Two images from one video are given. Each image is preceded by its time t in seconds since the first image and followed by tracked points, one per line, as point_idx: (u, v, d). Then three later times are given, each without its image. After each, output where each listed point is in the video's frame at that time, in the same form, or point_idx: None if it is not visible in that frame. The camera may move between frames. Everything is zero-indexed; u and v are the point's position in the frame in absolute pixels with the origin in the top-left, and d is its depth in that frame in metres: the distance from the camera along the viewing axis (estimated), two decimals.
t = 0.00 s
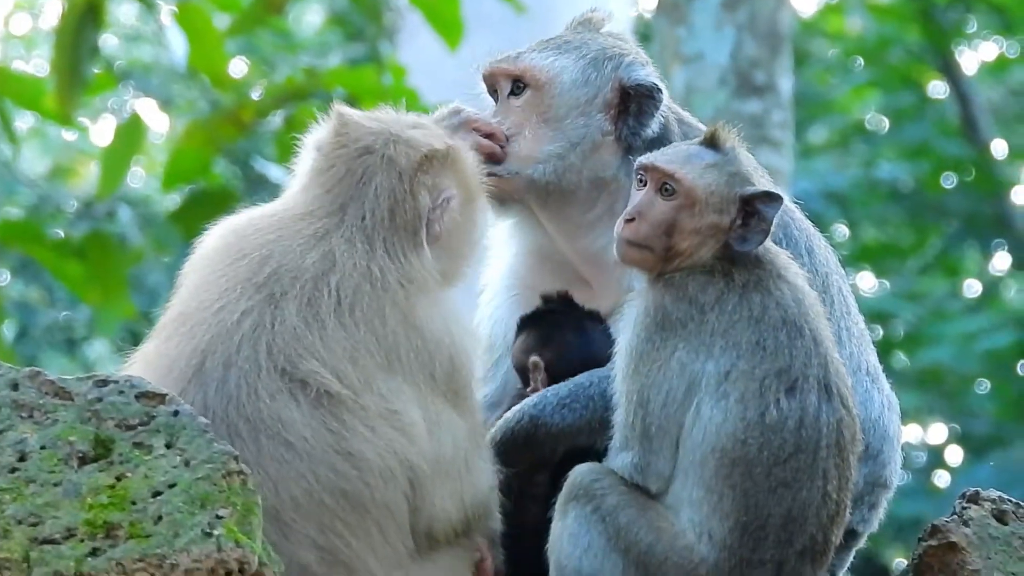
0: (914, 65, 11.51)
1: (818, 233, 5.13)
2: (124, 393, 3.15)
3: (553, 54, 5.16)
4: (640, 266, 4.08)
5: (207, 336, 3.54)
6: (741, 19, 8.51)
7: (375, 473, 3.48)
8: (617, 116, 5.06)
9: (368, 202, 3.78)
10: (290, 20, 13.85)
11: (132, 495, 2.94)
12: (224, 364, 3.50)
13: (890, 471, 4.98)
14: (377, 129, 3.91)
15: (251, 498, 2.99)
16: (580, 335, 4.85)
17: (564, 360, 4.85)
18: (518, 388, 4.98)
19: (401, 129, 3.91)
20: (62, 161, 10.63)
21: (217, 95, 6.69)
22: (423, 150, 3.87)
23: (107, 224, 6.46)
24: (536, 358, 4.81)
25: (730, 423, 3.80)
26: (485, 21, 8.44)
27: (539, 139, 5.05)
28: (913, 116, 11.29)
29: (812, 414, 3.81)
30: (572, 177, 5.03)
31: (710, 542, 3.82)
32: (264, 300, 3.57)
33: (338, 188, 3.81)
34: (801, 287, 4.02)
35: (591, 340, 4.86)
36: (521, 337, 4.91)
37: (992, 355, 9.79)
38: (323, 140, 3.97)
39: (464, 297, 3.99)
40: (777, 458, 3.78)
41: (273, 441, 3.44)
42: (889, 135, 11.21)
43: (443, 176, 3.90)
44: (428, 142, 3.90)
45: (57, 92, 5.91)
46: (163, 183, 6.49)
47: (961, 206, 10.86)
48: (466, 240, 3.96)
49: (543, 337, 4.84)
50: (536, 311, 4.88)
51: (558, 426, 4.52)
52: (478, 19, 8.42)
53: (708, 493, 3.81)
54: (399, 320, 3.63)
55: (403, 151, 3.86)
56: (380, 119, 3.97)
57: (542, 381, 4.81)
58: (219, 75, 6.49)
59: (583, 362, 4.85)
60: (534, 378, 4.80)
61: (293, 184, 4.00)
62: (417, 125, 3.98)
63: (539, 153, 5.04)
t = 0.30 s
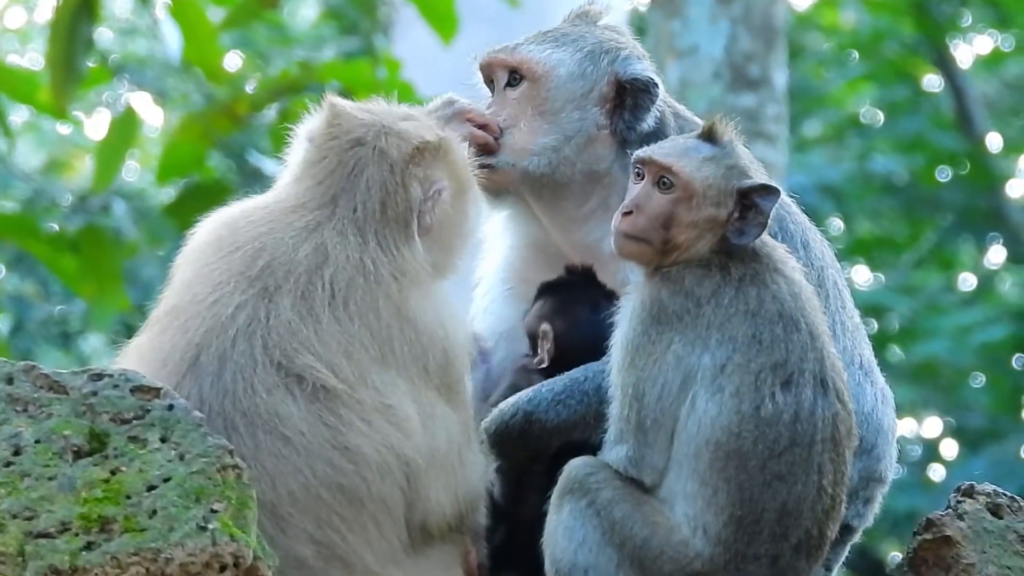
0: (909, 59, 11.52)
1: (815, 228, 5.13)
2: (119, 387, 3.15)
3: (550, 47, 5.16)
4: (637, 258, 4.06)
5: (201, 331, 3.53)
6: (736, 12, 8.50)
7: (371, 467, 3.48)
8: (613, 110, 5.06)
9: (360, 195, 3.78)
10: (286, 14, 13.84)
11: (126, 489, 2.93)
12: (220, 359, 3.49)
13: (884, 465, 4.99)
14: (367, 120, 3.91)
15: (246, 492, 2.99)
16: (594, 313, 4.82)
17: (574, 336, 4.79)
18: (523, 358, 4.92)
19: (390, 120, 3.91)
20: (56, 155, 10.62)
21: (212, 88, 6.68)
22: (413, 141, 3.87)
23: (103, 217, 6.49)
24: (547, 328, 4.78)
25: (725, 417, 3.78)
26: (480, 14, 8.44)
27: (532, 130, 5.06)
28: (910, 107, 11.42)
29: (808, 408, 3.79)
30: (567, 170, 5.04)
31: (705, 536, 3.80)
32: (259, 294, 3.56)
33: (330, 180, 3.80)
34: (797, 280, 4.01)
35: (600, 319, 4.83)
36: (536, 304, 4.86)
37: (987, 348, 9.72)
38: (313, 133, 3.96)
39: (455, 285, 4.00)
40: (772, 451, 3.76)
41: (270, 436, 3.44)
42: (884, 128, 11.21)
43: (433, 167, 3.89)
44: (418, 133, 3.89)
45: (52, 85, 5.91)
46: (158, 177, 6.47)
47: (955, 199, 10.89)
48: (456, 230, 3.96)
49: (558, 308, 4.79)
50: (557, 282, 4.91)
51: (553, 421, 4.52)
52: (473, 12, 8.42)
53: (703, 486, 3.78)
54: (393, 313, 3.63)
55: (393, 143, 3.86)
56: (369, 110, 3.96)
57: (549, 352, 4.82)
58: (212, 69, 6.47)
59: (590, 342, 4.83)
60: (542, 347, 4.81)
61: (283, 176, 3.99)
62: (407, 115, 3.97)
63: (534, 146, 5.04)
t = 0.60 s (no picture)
0: (907, 55, 11.52)
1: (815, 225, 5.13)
2: (116, 384, 3.15)
3: (540, 42, 5.14)
4: (637, 254, 4.07)
5: (200, 328, 3.53)
6: (733, 9, 8.49)
7: (370, 465, 3.49)
8: (605, 103, 5.10)
9: (358, 192, 3.77)
10: (283, 12, 13.84)
11: (125, 487, 2.93)
12: (218, 356, 3.49)
13: (883, 463, 4.99)
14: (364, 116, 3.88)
15: (244, 490, 2.99)
16: (593, 312, 4.86)
17: (571, 337, 4.81)
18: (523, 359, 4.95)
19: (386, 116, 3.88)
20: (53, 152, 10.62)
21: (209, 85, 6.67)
22: (409, 137, 3.84)
23: (98, 217, 6.53)
24: (546, 330, 4.80)
25: (723, 414, 3.77)
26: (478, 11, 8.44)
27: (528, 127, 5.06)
28: (903, 106, 11.36)
29: (806, 406, 3.78)
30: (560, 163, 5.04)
31: (703, 532, 3.79)
32: (256, 292, 3.56)
33: (328, 177, 3.79)
34: (796, 277, 4.01)
35: (600, 319, 4.87)
36: (534, 305, 4.88)
37: (985, 346, 9.75)
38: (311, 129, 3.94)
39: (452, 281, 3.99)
40: (770, 449, 3.74)
41: (268, 434, 3.44)
42: (881, 125, 11.23)
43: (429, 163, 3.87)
44: (414, 129, 3.86)
45: (49, 84, 5.90)
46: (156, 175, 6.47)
47: (952, 196, 10.88)
48: (453, 226, 3.95)
49: (557, 310, 4.82)
50: (555, 283, 4.94)
51: (550, 419, 4.53)
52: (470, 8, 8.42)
53: (701, 483, 3.78)
54: (391, 310, 3.62)
55: (390, 140, 3.83)
56: (365, 104, 3.94)
57: (549, 354, 4.83)
58: (209, 66, 6.43)
59: (590, 339, 4.85)
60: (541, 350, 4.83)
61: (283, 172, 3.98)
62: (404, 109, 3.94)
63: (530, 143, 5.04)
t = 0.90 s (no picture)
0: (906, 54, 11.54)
1: (815, 224, 5.14)
2: (116, 382, 3.15)
3: (488, 65, 5.34)
4: (637, 253, 4.06)
5: (199, 328, 3.52)
6: (732, 7, 8.51)
7: (372, 464, 3.49)
8: (557, 100, 5.20)
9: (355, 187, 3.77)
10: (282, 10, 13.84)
11: (124, 485, 2.93)
12: (220, 356, 3.49)
13: (883, 463, 4.99)
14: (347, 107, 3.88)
15: (243, 488, 2.99)
16: (592, 312, 4.87)
17: (571, 337, 4.82)
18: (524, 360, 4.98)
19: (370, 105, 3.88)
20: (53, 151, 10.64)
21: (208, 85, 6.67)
22: (397, 126, 3.85)
23: (98, 216, 6.54)
24: (545, 333, 4.80)
25: (724, 414, 3.76)
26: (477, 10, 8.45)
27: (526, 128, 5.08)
28: (904, 104, 11.38)
29: (807, 405, 3.77)
30: (527, 168, 5.18)
31: (703, 532, 3.78)
32: (256, 290, 3.56)
33: (321, 171, 3.79)
34: (796, 275, 4.01)
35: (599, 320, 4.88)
36: (531, 305, 4.88)
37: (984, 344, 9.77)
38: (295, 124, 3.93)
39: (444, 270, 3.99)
40: (770, 448, 3.74)
41: (271, 434, 3.43)
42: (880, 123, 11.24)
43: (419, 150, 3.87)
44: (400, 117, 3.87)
45: (48, 83, 5.89)
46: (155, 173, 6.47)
47: (951, 195, 10.88)
48: (446, 214, 3.95)
49: (555, 311, 4.82)
50: (552, 283, 4.91)
51: (550, 418, 4.52)
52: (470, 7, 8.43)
53: (701, 483, 3.77)
54: (391, 306, 3.63)
55: (377, 130, 3.84)
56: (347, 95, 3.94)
57: (550, 356, 4.84)
58: (208, 66, 6.43)
59: (588, 338, 4.87)
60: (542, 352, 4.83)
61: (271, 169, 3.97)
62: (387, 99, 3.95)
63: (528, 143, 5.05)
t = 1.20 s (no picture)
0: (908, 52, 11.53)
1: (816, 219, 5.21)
2: (119, 381, 3.16)
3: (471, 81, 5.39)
4: (637, 255, 4.04)
5: (199, 329, 3.52)
6: (735, 6, 8.50)
7: (376, 462, 3.50)
8: (532, 101, 5.18)
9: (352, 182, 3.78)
10: (285, 9, 13.86)
11: (127, 484, 2.93)
12: (222, 356, 3.48)
13: (887, 463, 4.98)
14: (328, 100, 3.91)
15: (247, 487, 2.99)
16: (592, 310, 4.87)
17: (573, 337, 4.84)
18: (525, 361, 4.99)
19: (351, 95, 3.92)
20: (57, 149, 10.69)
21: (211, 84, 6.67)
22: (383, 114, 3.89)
23: (101, 215, 6.56)
24: (548, 333, 4.80)
25: (728, 414, 3.75)
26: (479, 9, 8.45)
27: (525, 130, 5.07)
28: (909, 103, 11.39)
29: (810, 404, 3.76)
30: (507, 172, 5.19)
31: (706, 531, 3.77)
32: (256, 289, 3.56)
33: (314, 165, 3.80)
34: (798, 274, 3.99)
35: (601, 319, 4.88)
36: (530, 307, 4.91)
37: (986, 343, 9.77)
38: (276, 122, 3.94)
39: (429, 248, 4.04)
40: (773, 448, 3.73)
41: (276, 434, 3.44)
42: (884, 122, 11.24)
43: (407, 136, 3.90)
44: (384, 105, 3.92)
45: (52, 83, 5.89)
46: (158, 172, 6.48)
47: (954, 194, 10.89)
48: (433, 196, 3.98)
49: (556, 311, 4.84)
50: (551, 283, 4.92)
51: (553, 417, 4.53)
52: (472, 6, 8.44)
53: (704, 483, 3.76)
54: (390, 300, 3.63)
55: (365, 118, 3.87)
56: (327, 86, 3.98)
57: (553, 356, 4.83)
58: (211, 65, 6.43)
59: (589, 338, 4.88)
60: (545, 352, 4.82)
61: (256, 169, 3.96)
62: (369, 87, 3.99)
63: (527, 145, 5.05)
